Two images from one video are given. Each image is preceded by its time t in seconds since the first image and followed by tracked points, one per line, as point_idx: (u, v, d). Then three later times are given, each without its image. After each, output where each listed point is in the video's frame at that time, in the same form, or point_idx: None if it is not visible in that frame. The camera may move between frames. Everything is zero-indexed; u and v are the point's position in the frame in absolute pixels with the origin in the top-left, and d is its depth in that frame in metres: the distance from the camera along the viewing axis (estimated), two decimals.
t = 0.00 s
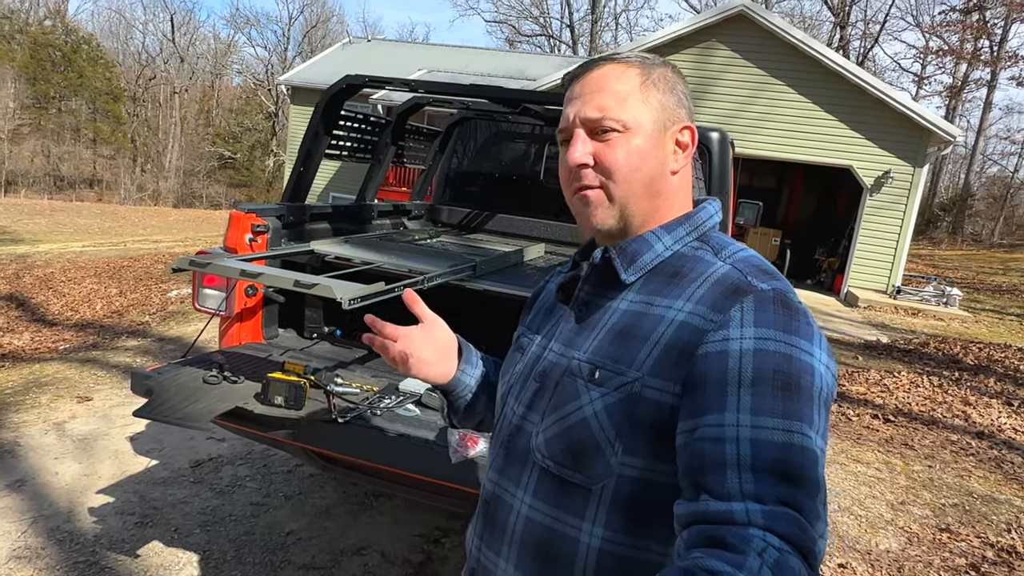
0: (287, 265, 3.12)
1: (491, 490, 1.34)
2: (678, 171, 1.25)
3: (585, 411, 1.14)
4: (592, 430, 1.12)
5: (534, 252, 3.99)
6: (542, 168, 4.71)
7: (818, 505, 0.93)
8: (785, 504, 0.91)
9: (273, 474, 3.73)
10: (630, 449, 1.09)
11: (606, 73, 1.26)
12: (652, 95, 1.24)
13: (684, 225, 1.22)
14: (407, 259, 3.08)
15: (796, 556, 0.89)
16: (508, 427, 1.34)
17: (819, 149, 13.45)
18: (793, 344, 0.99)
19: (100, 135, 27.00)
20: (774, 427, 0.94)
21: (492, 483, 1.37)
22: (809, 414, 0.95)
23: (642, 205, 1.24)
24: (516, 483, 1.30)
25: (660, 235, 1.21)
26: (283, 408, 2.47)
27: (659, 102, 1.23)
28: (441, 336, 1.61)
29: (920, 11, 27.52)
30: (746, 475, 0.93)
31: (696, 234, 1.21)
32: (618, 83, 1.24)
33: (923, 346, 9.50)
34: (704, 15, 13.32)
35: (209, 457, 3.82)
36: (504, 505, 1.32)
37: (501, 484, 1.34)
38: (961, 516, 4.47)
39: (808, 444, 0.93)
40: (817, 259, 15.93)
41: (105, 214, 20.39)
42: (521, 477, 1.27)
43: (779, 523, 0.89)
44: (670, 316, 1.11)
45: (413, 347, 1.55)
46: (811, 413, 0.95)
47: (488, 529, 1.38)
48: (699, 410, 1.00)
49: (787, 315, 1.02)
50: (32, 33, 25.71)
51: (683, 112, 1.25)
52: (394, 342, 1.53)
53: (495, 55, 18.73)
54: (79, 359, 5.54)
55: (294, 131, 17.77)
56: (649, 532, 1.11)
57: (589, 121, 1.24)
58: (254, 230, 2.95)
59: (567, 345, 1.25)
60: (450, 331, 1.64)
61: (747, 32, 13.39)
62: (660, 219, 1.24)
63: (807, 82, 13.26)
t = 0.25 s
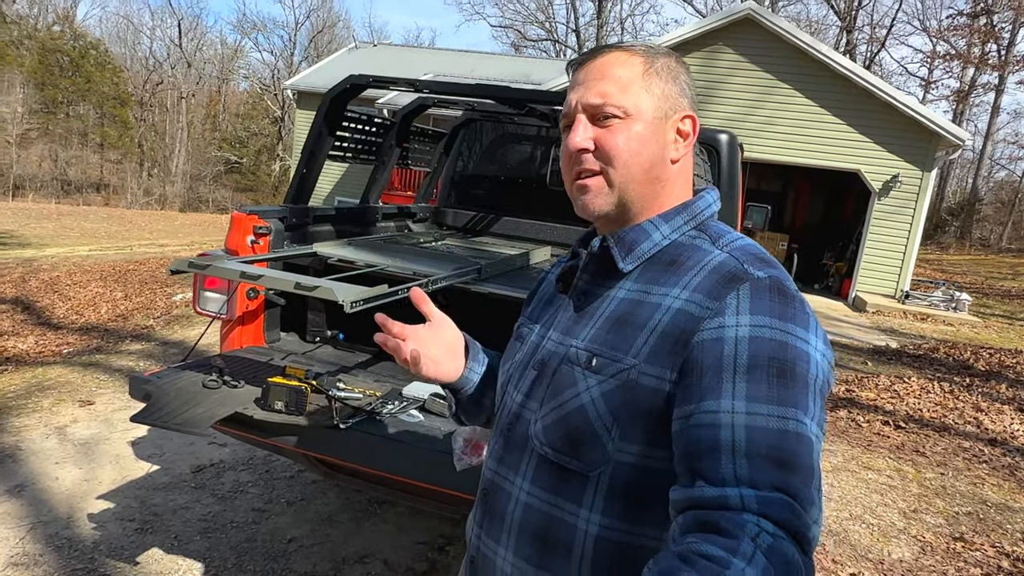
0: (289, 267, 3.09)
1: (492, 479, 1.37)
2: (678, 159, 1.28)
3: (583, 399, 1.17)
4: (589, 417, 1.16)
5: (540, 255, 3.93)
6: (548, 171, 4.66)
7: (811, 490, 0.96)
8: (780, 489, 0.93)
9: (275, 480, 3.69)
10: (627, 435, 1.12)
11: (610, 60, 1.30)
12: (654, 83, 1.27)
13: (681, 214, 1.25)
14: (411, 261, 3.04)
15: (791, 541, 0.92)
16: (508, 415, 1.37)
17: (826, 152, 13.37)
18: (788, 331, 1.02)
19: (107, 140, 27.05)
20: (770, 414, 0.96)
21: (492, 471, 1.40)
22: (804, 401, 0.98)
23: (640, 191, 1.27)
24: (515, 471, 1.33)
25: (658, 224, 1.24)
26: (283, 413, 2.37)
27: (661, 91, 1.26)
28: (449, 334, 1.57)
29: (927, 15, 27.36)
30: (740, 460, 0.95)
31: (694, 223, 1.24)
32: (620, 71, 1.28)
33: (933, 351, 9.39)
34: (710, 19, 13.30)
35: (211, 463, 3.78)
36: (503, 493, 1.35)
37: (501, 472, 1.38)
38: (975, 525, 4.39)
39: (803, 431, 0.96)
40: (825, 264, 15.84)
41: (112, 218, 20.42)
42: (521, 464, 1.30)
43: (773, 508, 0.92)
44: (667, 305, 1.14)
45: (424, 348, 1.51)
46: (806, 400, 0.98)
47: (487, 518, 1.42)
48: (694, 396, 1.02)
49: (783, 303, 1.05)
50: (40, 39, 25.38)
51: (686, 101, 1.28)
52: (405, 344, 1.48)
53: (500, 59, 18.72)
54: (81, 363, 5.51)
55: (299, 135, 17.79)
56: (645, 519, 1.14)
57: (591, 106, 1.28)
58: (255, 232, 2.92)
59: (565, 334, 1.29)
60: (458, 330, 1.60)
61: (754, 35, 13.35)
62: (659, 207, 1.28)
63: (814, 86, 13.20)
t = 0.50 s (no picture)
0: (292, 272, 3.03)
1: (501, 475, 1.36)
2: (686, 152, 1.25)
3: (591, 394, 1.16)
4: (598, 413, 1.15)
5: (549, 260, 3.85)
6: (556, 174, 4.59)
7: (819, 484, 0.96)
8: (789, 482, 0.93)
9: (278, 488, 3.62)
10: (637, 430, 1.11)
11: (618, 51, 1.26)
12: (663, 75, 1.24)
13: (688, 208, 1.23)
14: (417, 266, 2.97)
15: (800, 535, 0.91)
16: (515, 411, 1.36)
17: (835, 157, 13.26)
18: (797, 326, 1.02)
19: (116, 145, 27.15)
20: (778, 409, 0.96)
21: (499, 468, 1.39)
22: (812, 396, 0.98)
23: (649, 185, 1.24)
24: (524, 467, 1.31)
25: (665, 218, 1.22)
26: (284, 421, 2.40)
27: (670, 83, 1.24)
28: (457, 331, 1.53)
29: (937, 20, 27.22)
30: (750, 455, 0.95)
31: (700, 217, 1.23)
32: (629, 62, 1.25)
33: (946, 358, 9.25)
34: (718, 22, 13.26)
35: (214, 470, 3.71)
36: (512, 489, 1.34)
37: (509, 469, 1.37)
38: (994, 537, 4.28)
39: (811, 424, 0.96)
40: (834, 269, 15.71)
41: (119, 223, 20.47)
42: (530, 460, 1.29)
43: (781, 501, 0.92)
44: (674, 299, 1.13)
45: (435, 346, 1.48)
46: (815, 395, 0.98)
47: (496, 514, 1.41)
48: (705, 392, 1.01)
49: (790, 297, 1.05)
50: (50, 44, 26.05)
51: (693, 93, 1.26)
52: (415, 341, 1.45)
53: (507, 64, 18.71)
54: (84, 368, 5.46)
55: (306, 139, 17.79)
56: (655, 514, 1.12)
57: (600, 99, 1.24)
58: (258, 236, 2.86)
59: (572, 330, 1.28)
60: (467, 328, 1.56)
61: (761, 39, 13.32)
62: (667, 200, 1.26)
63: (823, 90, 13.09)
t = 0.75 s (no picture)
0: (292, 276, 2.98)
1: (502, 479, 1.29)
2: (681, 153, 1.21)
3: (593, 397, 1.11)
4: (600, 416, 1.09)
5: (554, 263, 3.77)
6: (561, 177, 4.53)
7: (826, 485, 0.92)
8: (793, 483, 0.89)
9: (278, 496, 3.55)
10: (640, 434, 1.05)
11: (610, 54, 1.21)
12: (655, 76, 1.19)
13: (687, 208, 1.18)
14: (419, 270, 2.92)
15: (804, 537, 0.87)
16: (514, 415, 1.29)
17: (844, 161, 13.16)
18: (798, 325, 0.98)
19: (124, 149, 27.31)
20: (781, 411, 0.92)
21: (498, 475, 1.33)
22: (816, 396, 0.94)
23: (649, 188, 1.19)
24: (525, 471, 1.25)
25: (664, 219, 1.17)
26: (280, 430, 2.31)
27: (661, 84, 1.19)
28: (461, 328, 1.49)
29: (945, 24, 27.06)
30: (755, 458, 0.90)
31: (699, 217, 1.18)
32: (621, 66, 1.20)
33: (956, 364, 9.14)
34: (725, 26, 13.21)
35: (213, 477, 3.66)
36: (513, 494, 1.28)
37: (508, 475, 1.30)
38: (1011, 548, 4.17)
39: (815, 425, 0.92)
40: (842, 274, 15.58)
41: (127, 227, 20.56)
42: (531, 464, 1.23)
43: (786, 503, 0.87)
44: (676, 300, 1.08)
45: (439, 341, 1.43)
46: (818, 395, 0.94)
47: (495, 520, 1.34)
48: (708, 394, 0.97)
49: (793, 296, 1.00)
50: (59, 49, 26.27)
51: (686, 93, 1.21)
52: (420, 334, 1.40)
53: (513, 69, 18.69)
54: (87, 373, 5.43)
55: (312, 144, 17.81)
56: (660, 517, 1.07)
57: (593, 104, 1.19)
58: (256, 239, 2.81)
59: (571, 332, 1.22)
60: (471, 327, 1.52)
61: (768, 43, 13.27)
62: (665, 201, 1.21)
63: (831, 94, 13.02)
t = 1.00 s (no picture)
0: (287, 278, 2.96)
1: (487, 481, 1.26)
2: (665, 156, 1.19)
3: (579, 400, 1.09)
4: (586, 419, 1.08)
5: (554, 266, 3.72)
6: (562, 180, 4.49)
7: (810, 486, 0.92)
8: (779, 486, 0.89)
9: (275, 501, 3.52)
10: (627, 436, 1.04)
11: (592, 57, 1.18)
12: (638, 79, 1.16)
13: (673, 210, 1.16)
14: (415, 273, 2.88)
15: (790, 538, 0.87)
16: (501, 417, 1.27)
17: (850, 165, 13.08)
18: (784, 327, 0.97)
19: (131, 153, 27.40)
20: (766, 412, 0.92)
21: (483, 478, 1.30)
22: (799, 397, 0.94)
23: (633, 194, 1.17)
24: (512, 473, 1.22)
25: (650, 221, 1.15)
26: (270, 436, 2.29)
27: (644, 87, 1.16)
28: (437, 338, 1.46)
29: (951, 27, 26.93)
30: (740, 459, 0.90)
31: (686, 219, 1.16)
32: (601, 71, 1.16)
33: (964, 370, 9.04)
34: (730, 30, 13.17)
35: (209, 482, 3.62)
36: (498, 495, 1.25)
37: (493, 478, 1.28)
38: (1019, 557, 4.10)
39: (799, 426, 0.92)
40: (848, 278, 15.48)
41: (133, 231, 20.62)
42: (517, 466, 1.20)
43: (772, 504, 0.87)
44: (662, 302, 1.06)
45: (417, 358, 1.40)
46: (802, 397, 0.94)
47: (479, 524, 1.32)
48: (694, 396, 0.96)
49: (779, 299, 1.00)
50: (67, 54, 26.40)
51: (670, 95, 1.18)
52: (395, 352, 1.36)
53: (518, 72, 18.67)
54: (86, 376, 5.41)
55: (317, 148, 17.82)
56: (647, 519, 1.05)
57: (573, 109, 1.16)
58: (250, 242, 2.79)
59: (557, 333, 1.20)
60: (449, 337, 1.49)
61: (773, 46, 13.23)
62: (650, 203, 1.18)
63: (836, 97, 12.96)
